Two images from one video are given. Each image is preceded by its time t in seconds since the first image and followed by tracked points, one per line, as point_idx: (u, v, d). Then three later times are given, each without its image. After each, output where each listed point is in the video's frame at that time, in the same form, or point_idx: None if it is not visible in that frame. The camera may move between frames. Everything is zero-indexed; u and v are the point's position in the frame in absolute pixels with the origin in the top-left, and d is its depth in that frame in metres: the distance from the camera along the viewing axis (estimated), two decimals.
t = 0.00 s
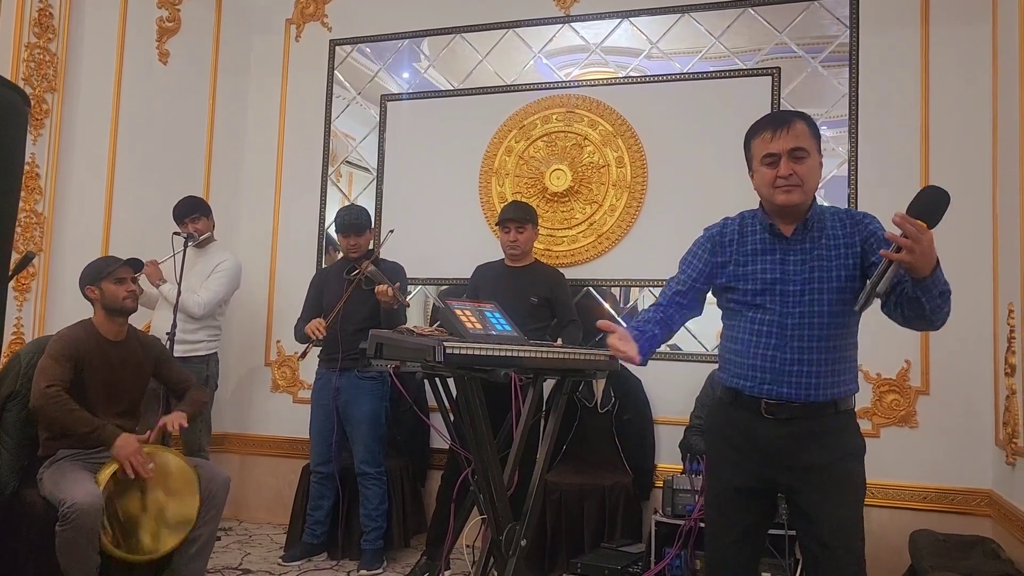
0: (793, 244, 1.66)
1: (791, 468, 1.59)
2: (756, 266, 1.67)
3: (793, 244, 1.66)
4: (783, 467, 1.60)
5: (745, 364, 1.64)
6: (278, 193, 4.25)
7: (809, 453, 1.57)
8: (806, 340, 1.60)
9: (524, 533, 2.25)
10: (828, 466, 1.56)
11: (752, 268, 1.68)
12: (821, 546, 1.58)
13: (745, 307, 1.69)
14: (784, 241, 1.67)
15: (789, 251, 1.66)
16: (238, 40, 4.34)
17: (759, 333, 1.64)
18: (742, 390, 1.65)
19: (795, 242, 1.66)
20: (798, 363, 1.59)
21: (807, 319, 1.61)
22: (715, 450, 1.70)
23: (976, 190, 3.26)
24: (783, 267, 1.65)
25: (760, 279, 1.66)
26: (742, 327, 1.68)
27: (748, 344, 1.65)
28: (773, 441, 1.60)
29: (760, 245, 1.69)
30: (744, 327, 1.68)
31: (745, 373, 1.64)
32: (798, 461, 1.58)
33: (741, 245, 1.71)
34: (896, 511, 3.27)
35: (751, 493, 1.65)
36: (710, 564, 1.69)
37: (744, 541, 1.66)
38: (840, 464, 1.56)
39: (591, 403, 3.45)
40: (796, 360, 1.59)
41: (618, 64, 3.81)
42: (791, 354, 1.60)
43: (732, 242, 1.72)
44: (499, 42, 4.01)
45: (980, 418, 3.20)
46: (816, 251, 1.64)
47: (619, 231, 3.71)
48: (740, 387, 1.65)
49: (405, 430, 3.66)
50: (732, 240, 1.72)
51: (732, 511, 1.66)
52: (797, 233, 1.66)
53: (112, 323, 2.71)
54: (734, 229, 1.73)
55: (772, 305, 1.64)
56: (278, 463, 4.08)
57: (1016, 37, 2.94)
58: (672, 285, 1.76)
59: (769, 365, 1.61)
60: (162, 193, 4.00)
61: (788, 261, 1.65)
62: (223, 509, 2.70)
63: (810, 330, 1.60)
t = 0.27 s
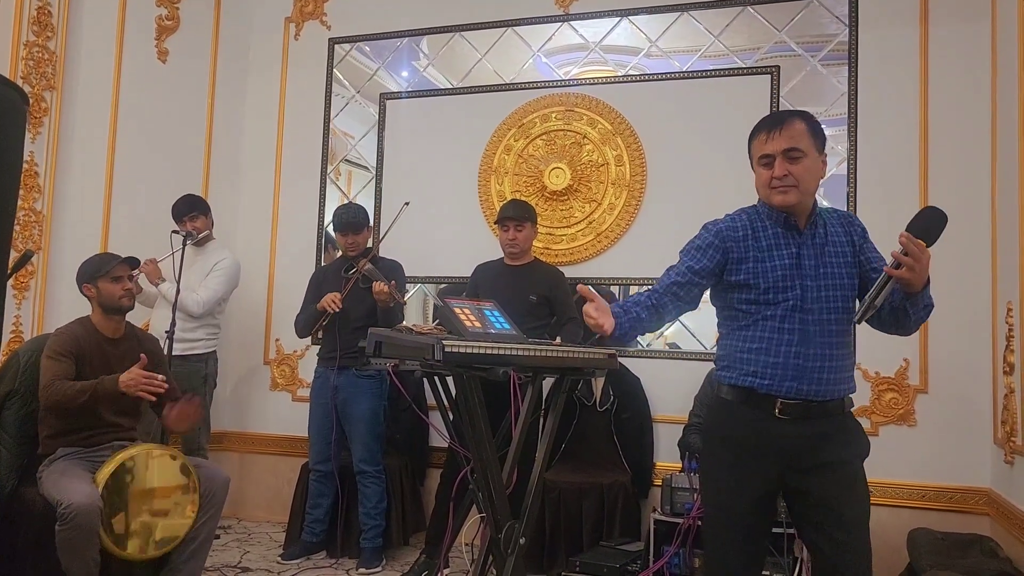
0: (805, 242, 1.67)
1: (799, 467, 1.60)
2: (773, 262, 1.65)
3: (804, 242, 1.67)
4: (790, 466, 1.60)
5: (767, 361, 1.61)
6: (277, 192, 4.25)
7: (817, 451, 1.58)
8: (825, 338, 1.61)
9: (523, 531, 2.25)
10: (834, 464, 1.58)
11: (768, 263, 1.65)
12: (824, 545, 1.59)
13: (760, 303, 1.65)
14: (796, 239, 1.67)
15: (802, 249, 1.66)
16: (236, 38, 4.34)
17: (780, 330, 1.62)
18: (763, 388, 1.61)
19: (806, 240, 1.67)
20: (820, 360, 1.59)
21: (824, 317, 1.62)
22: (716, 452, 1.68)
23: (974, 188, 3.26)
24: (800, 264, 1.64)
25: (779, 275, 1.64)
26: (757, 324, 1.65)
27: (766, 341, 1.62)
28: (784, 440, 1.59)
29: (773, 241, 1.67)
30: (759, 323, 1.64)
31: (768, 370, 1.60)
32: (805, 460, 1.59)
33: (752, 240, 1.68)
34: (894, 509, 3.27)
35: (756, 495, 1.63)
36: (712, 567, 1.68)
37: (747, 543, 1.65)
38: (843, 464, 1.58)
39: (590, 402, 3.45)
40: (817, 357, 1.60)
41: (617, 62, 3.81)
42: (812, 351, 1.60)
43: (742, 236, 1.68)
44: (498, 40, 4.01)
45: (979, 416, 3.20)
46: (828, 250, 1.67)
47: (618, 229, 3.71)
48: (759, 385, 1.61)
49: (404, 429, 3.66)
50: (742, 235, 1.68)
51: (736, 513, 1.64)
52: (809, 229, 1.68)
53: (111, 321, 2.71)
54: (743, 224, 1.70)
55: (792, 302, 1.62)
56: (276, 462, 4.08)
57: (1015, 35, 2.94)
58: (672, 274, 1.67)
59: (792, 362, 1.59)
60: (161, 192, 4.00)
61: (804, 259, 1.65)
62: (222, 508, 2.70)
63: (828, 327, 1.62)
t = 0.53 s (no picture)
0: (783, 241, 1.67)
1: (789, 465, 1.59)
2: (747, 264, 1.69)
3: (782, 242, 1.68)
4: (781, 464, 1.60)
5: (737, 362, 1.66)
6: (276, 191, 4.25)
7: (807, 449, 1.57)
8: (797, 337, 1.60)
9: (521, 530, 2.25)
10: (826, 463, 1.57)
11: (743, 266, 1.70)
12: (819, 543, 1.58)
13: (738, 304, 1.70)
14: (774, 239, 1.69)
15: (777, 249, 1.67)
16: (235, 37, 4.33)
17: (749, 331, 1.66)
18: (736, 387, 1.65)
19: (784, 239, 1.68)
20: (790, 358, 1.60)
21: (797, 316, 1.62)
22: (711, 451, 1.70)
23: (973, 188, 3.26)
24: (773, 264, 1.66)
25: (752, 277, 1.67)
26: (736, 325, 1.69)
27: (741, 342, 1.67)
28: (772, 438, 1.60)
29: (751, 244, 1.71)
30: (737, 324, 1.69)
31: (738, 370, 1.65)
32: (796, 458, 1.58)
33: (733, 244, 1.74)
34: (893, 508, 3.28)
35: (749, 493, 1.64)
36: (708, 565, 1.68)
37: (742, 541, 1.65)
38: (839, 462, 1.57)
39: (589, 401, 3.46)
40: (786, 355, 1.60)
41: (616, 61, 3.81)
42: (780, 350, 1.61)
43: (723, 241, 1.75)
44: (497, 39, 4.01)
45: (977, 415, 3.21)
46: (805, 247, 1.65)
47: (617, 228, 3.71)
48: (736, 385, 1.65)
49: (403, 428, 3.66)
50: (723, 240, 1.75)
51: (729, 511, 1.66)
52: (785, 230, 1.68)
53: (110, 321, 2.70)
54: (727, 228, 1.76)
55: (760, 303, 1.66)
56: (275, 461, 4.08)
57: (1014, 35, 2.94)
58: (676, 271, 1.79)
59: (762, 363, 1.62)
60: (159, 190, 4.00)
61: (774, 258, 1.67)
62: (220, 507, 2.70)
63: (799, 325, 1.61)
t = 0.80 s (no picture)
0: (772, 242, 1.69)
1: (783, 465, 1.59)
2: (736, 267, 1.72)
3: (772, 243, 1.69)
4: (775, 464, 1.61)
5: (728, 364, 1.68)
6: (274, 189, 4.25)
7: (801, 448, 1.57)
8: (784, 337, 1.61)
9: (519, 529, 2.25)
10: (821, 463, 1.56)
11: (733, 268, 1.72)
12: (813, 543, 1.58)
13: (730, 306, 1.73)
14: (764, 241, 1.71)
15: (768, 251, 1.69)
16: (234, 35, 4.33)
17: (739, 332, 1.68)
18: (729, 389, 1.67)
19: (773, 240, 1.69)
20: (777, 359, 1.60)
21: (784, 315, 1.62)
22: (710, 450, 1.72)
23: (971, 188, 3.26)
24: (762, 266, 1.68)
25: (741, 279, 1.70)
26: (727, 327, 1.72)
27: (730, 343, 1.69)
28: (765, 438, 1.60)
29: (742, 246, 1.74)
30: (728, 326, 1.71)
31: (730, 372, 1.67)
32: (789, 458, 1.58)
33: (725, 247, 1.77)
34: (890, 507, 3.28)
35: (745, 492, 1.65)
36: (706, 562, 1.70)
37: (739, 539, 1.67)
38: (834, 463, 1.56)
39: (588, 400, 3.46)
40: (773, 356, 1.61)
41: (615, 61, 3.81)
42: (768, 351, 1.62)
43: (717, 244, 1.79)
44: (496, 38, 4.01)
45: (975, 415, 3.21)
46: (793, 247, 1.65)
47: (615, 228, 3.71)
48: (727, 386, 1.67)
49: (401, 427, 3.66)
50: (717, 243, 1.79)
51: (726, 509, 1.67)
52: (775, 231, 1.69)
53: (107, 320, 2.70)
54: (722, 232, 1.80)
55: (749, 304, 1.68)
56: (274, 460, 4.08)
57: (1012, 35, 2.94)
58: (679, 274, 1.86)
59: (749, 364, 1.63)
60: (158, 190, 3.99)
61: (764, 260, 1.68)
62: (218, 506, 2.70)
63: (786, 326, 1.62)
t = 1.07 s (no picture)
0: (782, 234, 1.68)
1: (784, 463, 1.59)
2: (744, 257, 1.68)
3: (781, 235, 1.68)
4: (773, 462, 1.61)
5: (737, 356, 1.65)
6: (272, 189, 4.24)
7: (802, 447, 1.58)
8: (795, 331, 1.60)
9: (517, 529, 2.25)
10: (820, 462, 1.57)
11: (740, 258, 1.69)
12: (814, 542, 1.58)
13: (734, 298, 1.70)
14: (773, 232, 1.69)
15: (779, 242, 1.67)
16: (231, 35, 4.32)
17: (749, 324, 1.65)
18: (734, 383, 1.65)
19: (783, 233, 1.68)
20: (790, 353, 1.60)
21: (796, 308, 1.61)
22: (708, 449, 1.71)
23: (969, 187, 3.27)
24: (773, 258, 1.66)
25: (750, 270, 1.67)
26: (731, 319, 1.69)
27: (736, 336, 1.66)
28: (767, 437, 1.60)
29: (749, 236, 1.70)
30: (732, 318, 1.69)
31: (738, 365, 1.64)
32: (789, 457, 1.59)
33: (729, 236, 1.73)
34: (889, 507, 3.28)
35: (745, 491, 1.65)
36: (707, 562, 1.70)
37: (739, 539, 1.66)
38: (832, 460, 1.57)
39: (585, 400, 3.46)
40: (785, 350, 1.60)
41: (613, 60, 3.81)
42: (780, 345, 1.61)
43: (719, 233, 1.74)
44: (494, 37, 4.00)
45: (972, 414, 3.21)
46: (805, 240, 1.65)
47: (613, 227, 3.71)
48: (732, 380, 1.65)
49: (399, 427, 3.66)
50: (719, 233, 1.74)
51: (726, 508, 1.67)
52: (787, 221, 1.68)
53: (104, 319, 2.70)
54: (724, 221, 1.76)
55: (762, 296, 1.65)
56: (272, 459, 4.08)
57: (1010, 35, 2.94)
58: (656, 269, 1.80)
59: (760, 357, 1.62)
60: (157, 189, 3.99)
61: (777, 252, 1.66)
62: (215, 506, 2.70)
63: (798, 319, 1.61)
